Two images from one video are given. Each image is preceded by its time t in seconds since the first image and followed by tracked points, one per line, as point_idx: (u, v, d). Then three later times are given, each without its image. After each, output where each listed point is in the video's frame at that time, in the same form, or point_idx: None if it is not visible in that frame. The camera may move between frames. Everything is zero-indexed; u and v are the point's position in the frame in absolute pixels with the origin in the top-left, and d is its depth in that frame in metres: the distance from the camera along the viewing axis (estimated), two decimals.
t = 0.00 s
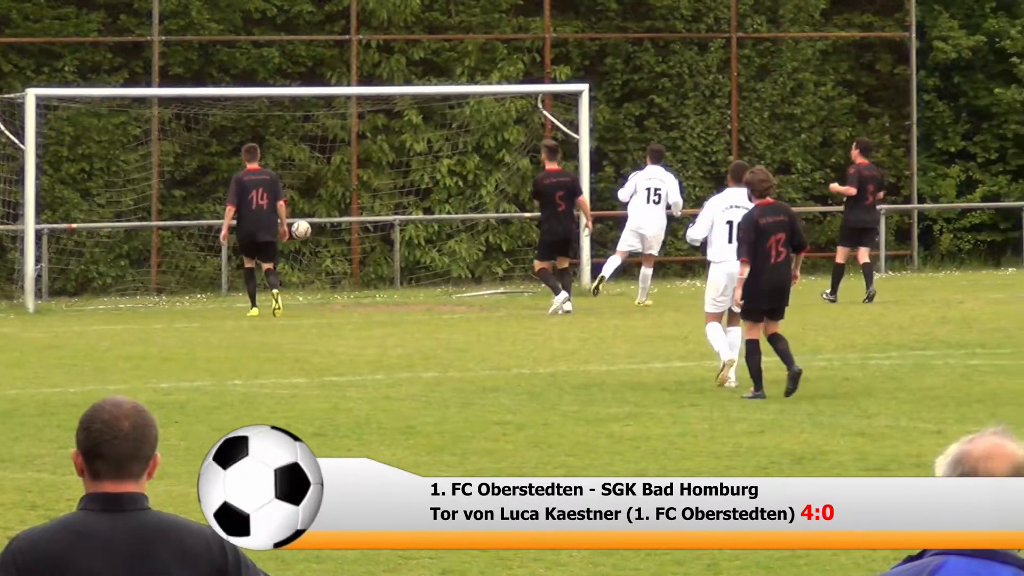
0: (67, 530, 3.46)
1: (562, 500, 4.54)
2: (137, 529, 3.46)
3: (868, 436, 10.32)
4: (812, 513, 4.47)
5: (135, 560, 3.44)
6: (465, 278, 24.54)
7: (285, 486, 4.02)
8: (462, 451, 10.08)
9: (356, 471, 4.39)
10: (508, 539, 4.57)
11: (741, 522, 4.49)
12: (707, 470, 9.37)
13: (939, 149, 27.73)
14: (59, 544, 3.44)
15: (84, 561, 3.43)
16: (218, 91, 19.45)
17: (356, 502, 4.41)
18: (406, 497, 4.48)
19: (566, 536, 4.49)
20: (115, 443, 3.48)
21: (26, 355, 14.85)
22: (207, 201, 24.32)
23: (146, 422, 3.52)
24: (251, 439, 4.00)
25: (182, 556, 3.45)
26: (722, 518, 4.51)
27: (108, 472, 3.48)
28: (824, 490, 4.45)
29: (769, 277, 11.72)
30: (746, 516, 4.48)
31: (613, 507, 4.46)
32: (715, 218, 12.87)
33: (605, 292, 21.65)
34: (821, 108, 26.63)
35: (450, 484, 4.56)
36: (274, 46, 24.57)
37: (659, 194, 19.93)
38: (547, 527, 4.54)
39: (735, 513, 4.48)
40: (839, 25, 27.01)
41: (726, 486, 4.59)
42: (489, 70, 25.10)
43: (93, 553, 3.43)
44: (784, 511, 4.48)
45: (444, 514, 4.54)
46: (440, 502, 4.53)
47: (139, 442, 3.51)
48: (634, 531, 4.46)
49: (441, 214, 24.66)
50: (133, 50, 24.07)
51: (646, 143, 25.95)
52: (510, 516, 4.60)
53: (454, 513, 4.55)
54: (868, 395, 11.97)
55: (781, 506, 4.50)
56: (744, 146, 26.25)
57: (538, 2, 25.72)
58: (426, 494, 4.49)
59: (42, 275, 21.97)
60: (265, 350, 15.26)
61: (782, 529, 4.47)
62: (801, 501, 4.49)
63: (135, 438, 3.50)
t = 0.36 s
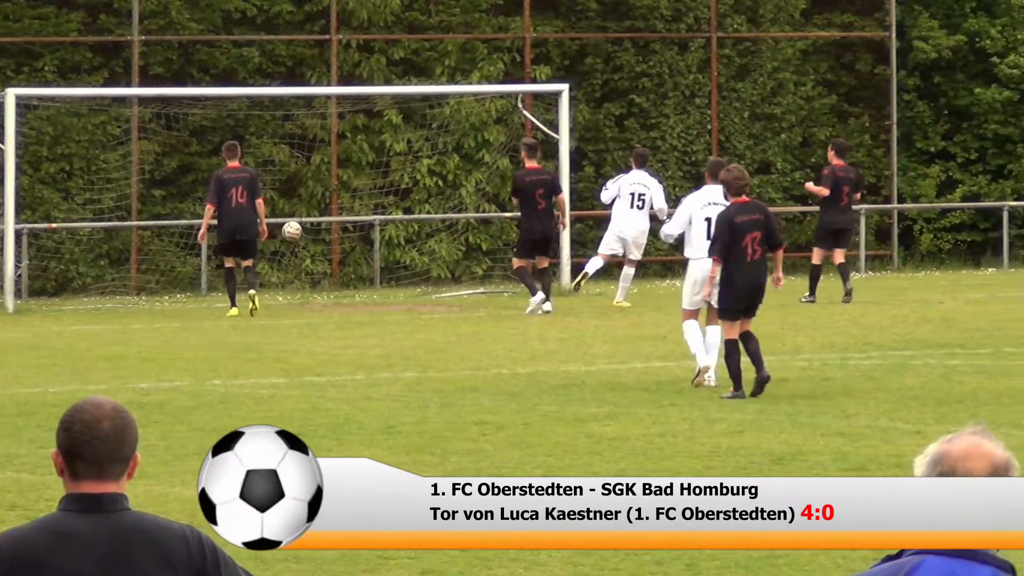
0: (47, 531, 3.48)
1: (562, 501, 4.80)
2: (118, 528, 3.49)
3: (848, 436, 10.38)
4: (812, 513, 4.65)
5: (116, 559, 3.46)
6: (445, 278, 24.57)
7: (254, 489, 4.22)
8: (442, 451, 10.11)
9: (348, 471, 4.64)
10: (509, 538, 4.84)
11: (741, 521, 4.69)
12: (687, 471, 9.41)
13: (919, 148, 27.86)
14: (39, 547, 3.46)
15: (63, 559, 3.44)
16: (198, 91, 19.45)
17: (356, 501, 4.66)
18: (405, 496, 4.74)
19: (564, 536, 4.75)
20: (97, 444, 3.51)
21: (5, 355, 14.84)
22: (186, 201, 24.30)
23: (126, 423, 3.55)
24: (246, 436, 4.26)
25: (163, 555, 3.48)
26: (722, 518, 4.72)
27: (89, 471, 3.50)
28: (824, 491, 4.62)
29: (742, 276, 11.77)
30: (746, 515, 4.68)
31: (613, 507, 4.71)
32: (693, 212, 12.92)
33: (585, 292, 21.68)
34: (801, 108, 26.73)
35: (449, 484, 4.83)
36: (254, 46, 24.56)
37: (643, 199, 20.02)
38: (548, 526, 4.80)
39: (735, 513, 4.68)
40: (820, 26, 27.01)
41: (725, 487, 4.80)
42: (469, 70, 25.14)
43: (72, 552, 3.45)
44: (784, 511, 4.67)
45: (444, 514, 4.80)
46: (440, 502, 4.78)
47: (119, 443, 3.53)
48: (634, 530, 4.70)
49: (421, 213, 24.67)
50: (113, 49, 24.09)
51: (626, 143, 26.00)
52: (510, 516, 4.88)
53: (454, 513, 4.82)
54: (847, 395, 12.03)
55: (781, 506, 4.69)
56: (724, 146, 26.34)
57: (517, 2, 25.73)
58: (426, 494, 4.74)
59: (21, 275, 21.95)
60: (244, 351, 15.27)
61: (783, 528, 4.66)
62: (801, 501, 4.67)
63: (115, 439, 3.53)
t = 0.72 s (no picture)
0: (27, 533, 3.46)
1: (562, 501, 4.79)
2: (97, 529, 3.47)
3: (826, 436, 10.39)
4: (812, 513, 4.61)
5: (94, 561, 3.45)
6: (423, 278, 24.53)
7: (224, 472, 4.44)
8: (421, 451, 10.09)
9: (352, 471, 4.63)
10: (507, 539, 4.83)
11: (740, 521, 4.67)
12: (666, 470, 9.41)
13: (898, 149, 27.93)
14: (19, 548, 3.44)
15: (41, 560, 3.43)
16: (175, 91, 19.37)
17: (356, 501, 4.66)
18: (406, 497, 4.73)
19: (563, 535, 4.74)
20: (77, 444, 3.50)
21: None
22: (165, 201, 24.24)
23: (106, 425, 3.53)
24: (251, 428, 4.46)
25: (142, 557, 3.47)
26: (722, 518, 4.70)
27: (68, 473, 3.48)
28: (824, 491, 4.58)
29: (717, 276, 11.77)
30: (746, 516, 4.66)
31: (613, 507, 4.70)
32: (668, 207, 13.11)
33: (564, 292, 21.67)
34: (779, 108, 26.77)
35: (450, 484, 4.82)
36: (233, 46, 24.50)
37: (626, 202, 19.90)
38: (548, 526, 4.79)
39: (734, 514, 4.67)
40: (798, 26, 27.05)
41: (724, 487, 4.82)
42: (448, 71, 25.12)
43: (51, 552, 3.44)
44: (784, 511, 4.65)
45: (444, 514, 4.79)
46: (440, 502, 4.78)
47: (98, 444, 3.52)
48: (635, 530, 4.69)
49: (400, 213, 24.62)
50: (92, 50, 24.04)
51: (605, 144, 25.99)
52: (510, 516, 4.88)
53: (453, 513, 4.80)
54: (826, 395, 12.04)
55: (781, 507, 4.67)
56: (702, 146, 26.35)
57: (496, 2, 25.70)
58: (426, 494, 4.73)
59: None
60: (223, 351, 15.23)
61: (782, 529, 4.64)
62: (801, 502, 4.64)
63: (95, 441, 3.52)
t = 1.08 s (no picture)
0: (17, 535, 3.44)
1: (563, 500, 4.72)
2: (87, 532, 3.45)
3: (815, 436, 10.40)
4: (811, 513, 4.56)
5: (85, 563, 3.43)
6: (413, 278, 24.47)
7: (211, 456, 4.33)
8: (410, 452, 10.06)
9: (353, 473, 4.60)
10: (507, 539, 4.77)
11: (740, 522, 4.64)
12: (655, 471, 9.41)
13: (888, 149, 27.96)
14: (9, 550, 3.42)
15: (31, 563, 3.41)
16: (165, 90, 19.37)
17: (357, 501, 4.62)
18: (405, 496, 4.69)
19: (564, 536, 4.67)
20: (65, 446, 3.47)
21: None
22: (155, 201, 24.23)
23: (95, 426, 3.50)
24: (256, 429, 4.33)
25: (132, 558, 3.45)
26: (722, 518, 4.67)
27: (56, 475, 3.46)
28: (825, 491, 4.53)
29: (704, 276, 11.76)
30: (746, 516, 4.63)
31: (613, 507, 4.63)
32: (657, 204, 13.15)
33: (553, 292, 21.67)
34: (769, 107, 26.77)
35: (449, 484, 4.74)
36: (222, 46, 24.46)
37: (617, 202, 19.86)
38: (549, 527, 4.72)
39: (735, 514, 4.64)
40: (787, 25, 27.10)
41: (723, 486, 4.73)
42: (437, 70, 25.08)
43: (41, 554, 3.42)
44: (783, 511, 4.60)
45: (444, 515, 4.72)
46: (440, 502, 4.72)
47: (88, 446, 3.49)
48: (634, 531, 4.62)
49: (389, 213, 24.57)
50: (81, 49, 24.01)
51: (594, 143, 25.97)
52: (509, 516, 4.80)
53: (453, 513, 4.74)
54: (815, 395, 12.04)
55: (780, 506, 4.62)
56: (692, 146, 26.33)
57: (485, 2, 25.70)
58: (426, 494, 4.69)
59: None
60: (212, 351, 15.20)
61: (781, 529, 4.60)
62: (800, 501, 4.60)
63: (84, 442, 3.49)
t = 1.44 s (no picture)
0: None
1: (563, 500, 4.70)
2: (67, 533, 3.44)
3: (793, 436, 10.41)
4: (812, 513, 4.50)
5: (64, 564, 3.42)
6: (391, 279, 24.42)
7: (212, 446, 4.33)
8: (388, 452, 10.05)
9: (351, 474, 4.53)
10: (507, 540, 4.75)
11: (740, 522, 4.61)
12: (633, 471, 9.41)
13: (865, 149, 28.04)
14: None
15: (11, 565, 3.40)
16: (144, 90, 19.36)
17: (359, 502, 4.57)
18: (407, 496, 4.63)
19: (565, 536, 4.65)
20: (44, 449, 3.44)
21: None
22: (133, 202, 24.19)
23: (75, 427, 3.47)
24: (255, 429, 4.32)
25: (112, 559, 3.43)
26: (722, 518, 4.63)
27: (35, 476, 3.44)
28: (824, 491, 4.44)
29: (677, 276, 11.76)
30: (746, 516, 4.60)
31: (614, 507, 4.60)
32: (631, 203, 13.27)
33: (531, 292, 21.67)
34: (746, 108, 26.78)
35: (449, 484, 4.71)
36: (200, 47, 24.43)
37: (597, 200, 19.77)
38: (549, 527, 4.71)
39: (735, 514, 4.60)
40: (764, 26, 27.19)
41: (724, 486, 4.68)
42: (415, 71, 25.02)
43: (21, 558, 3.40)
44: (783, 511, 4.55)
45: (444, 515, 4.69)
46: (440, 502, 4.68)
47: (66, 448, 3.46)
48: (634, 531, 4.59)
49: (367, 213, 24.51)
50: (60, 50, 23.97)
51: (572, 143, 25.98)
52: (510, 516, 4.78)
53: (453, 513, 4.71)
54: (793, 395, 12.06)
55: (780, 506, 4.57)
56: (670, 146, 26.33)
57: (463, 3, 25.73)
58: (426, 494, 4.63)
59: None
60: (190, 351, 15.17)
61: (782, 529, 4.55)
62: (801, 501, 4.53)
63: (64, 443, 3.46)
